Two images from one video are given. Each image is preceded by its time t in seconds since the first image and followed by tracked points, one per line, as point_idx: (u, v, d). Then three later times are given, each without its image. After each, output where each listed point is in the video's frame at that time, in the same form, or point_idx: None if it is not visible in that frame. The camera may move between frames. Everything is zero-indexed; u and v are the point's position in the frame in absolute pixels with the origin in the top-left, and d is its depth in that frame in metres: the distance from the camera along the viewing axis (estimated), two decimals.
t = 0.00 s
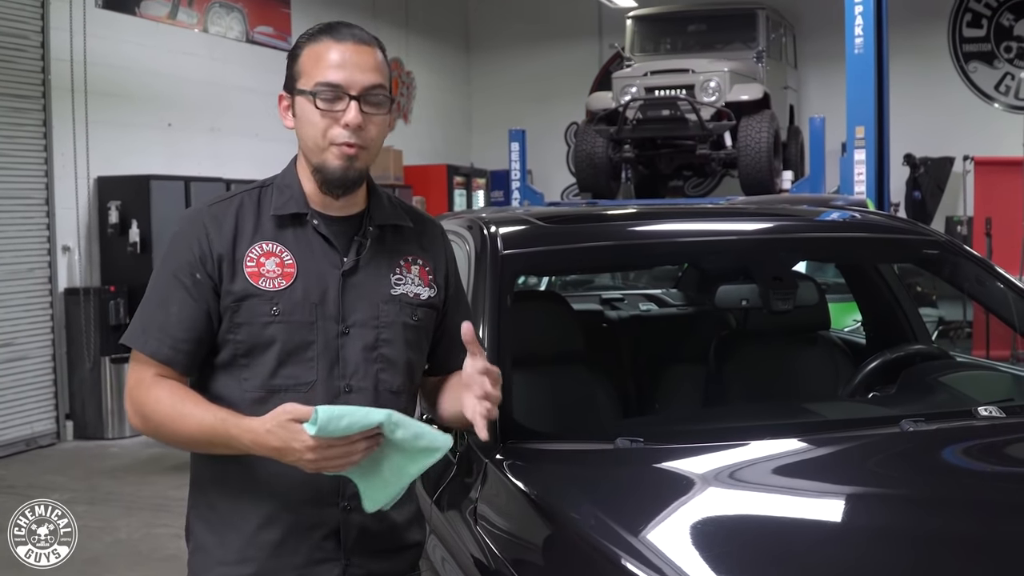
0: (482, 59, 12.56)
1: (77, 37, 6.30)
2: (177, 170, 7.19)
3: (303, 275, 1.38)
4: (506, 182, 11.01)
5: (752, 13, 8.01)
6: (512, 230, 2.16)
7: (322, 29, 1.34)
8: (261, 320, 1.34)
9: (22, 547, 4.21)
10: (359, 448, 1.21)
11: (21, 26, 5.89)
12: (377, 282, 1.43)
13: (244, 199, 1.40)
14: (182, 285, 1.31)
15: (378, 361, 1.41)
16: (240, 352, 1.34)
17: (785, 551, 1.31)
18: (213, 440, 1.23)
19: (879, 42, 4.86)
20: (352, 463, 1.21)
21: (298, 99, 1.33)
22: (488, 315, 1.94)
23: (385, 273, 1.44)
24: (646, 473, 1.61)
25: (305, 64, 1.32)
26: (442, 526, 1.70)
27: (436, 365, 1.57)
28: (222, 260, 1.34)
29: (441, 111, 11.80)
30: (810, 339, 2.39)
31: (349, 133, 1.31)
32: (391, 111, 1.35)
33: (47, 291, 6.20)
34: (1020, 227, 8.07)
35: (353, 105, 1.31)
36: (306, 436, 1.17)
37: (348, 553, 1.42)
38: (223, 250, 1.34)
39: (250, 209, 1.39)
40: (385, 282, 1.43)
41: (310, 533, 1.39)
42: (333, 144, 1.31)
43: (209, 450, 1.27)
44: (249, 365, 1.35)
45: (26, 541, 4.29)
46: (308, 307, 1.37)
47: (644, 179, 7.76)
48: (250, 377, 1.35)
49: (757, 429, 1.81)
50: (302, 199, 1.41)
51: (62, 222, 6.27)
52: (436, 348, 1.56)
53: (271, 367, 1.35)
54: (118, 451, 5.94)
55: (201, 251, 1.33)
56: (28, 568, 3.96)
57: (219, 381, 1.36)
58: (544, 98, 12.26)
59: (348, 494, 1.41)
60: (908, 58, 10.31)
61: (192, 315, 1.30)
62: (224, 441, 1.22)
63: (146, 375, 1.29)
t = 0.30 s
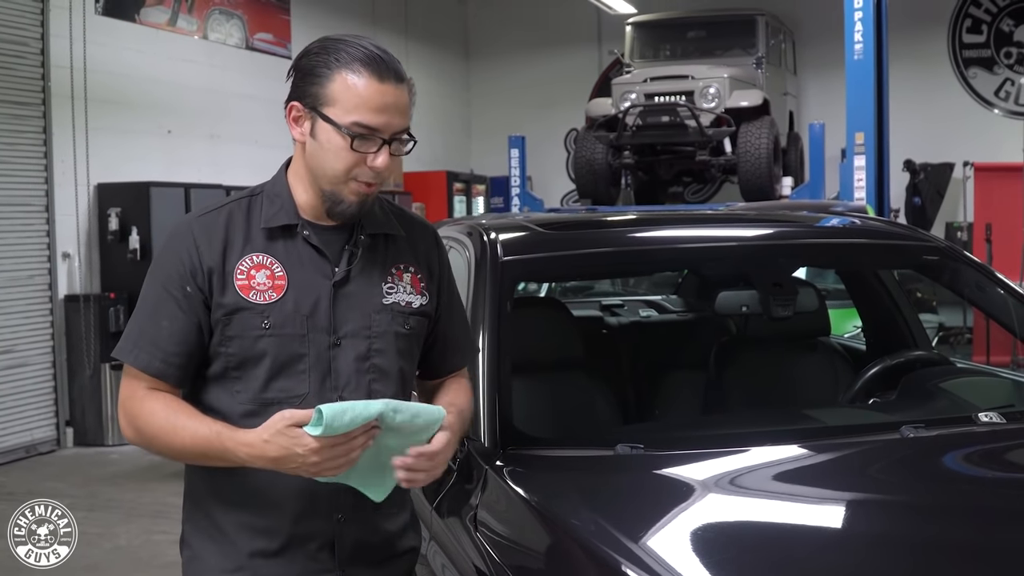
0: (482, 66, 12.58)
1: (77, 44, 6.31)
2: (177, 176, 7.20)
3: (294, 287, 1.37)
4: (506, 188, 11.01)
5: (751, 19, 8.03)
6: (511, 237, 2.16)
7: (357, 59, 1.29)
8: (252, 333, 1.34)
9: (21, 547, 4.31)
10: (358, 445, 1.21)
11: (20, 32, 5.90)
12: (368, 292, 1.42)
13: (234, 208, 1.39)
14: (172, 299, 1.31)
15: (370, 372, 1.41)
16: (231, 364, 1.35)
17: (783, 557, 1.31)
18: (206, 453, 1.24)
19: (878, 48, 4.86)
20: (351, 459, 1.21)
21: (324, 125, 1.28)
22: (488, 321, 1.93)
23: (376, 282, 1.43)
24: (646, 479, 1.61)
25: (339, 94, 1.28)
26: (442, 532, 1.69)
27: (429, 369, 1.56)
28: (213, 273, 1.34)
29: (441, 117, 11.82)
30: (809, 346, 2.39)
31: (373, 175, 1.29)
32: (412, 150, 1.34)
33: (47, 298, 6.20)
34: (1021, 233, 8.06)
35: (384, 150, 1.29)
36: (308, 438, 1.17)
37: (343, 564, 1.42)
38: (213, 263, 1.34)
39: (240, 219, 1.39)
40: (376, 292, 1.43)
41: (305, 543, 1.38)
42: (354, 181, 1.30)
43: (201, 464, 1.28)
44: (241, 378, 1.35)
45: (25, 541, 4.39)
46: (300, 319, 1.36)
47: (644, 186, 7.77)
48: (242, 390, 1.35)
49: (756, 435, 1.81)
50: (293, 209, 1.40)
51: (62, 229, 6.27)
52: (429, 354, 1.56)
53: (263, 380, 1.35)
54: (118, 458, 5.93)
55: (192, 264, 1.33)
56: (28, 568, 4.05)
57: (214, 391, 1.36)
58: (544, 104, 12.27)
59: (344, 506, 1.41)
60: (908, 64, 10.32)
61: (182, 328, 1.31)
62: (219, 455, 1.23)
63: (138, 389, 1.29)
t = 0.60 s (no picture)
0: (482, 71, 12.60)
1: (77, 50, 6.32)
2: (177, 183, 7.20)
3: (294, 297, 1.38)
4: (506, 194, 11.02)
5: (751, 24, 8.05)
6: (512, 242, 2.16)
7: (358, 69, 1.29)
8: (254, 344, 1.34)
9: (22, 547, 4.37)
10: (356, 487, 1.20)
11: (20, 38, 5.92)
12: (366, 299, 1.43)
13: (232, 216, 1.39)
14: (172, 310, 1.30)
15: (369, 379, 1.41)
16: (232, 375, 1.34)
17: (783, 560, 1.31)
18: (211, 468, 1.24)
19: (878, 52, 4.87)
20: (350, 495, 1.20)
21: (326, 138, 1.28)
22: (489, 325, 1.94)
23: (373, 289, 1.44)
24: (647, 484, 1.61)
25: (342, 106, 1.28)
26: (443, 537, 1.69)
27: (422, 371, 1.57)
28: (214, 284, 1.33)
29: (441, 123, 11.83)
30: (810, 350, 2.38)
31: (374, 188, 1.30)
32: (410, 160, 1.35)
33: (47, 304, 6.20)
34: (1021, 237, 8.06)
35: (385, 164, 1.29)
36: (312, 469, 1.17)
37: (342, 569, 1.42)
38: (214, 274, 1.33)
39: (238, 229, 1.38)
40: (373, 299, 1.44)
41: (306, 549, 1.39)
42: (354, 192, 1.31)
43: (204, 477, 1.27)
44: (241, 389, 1.35)
45: (26, 542, 4.45)
46: (301, 329, 1.37)
47: (644, 191, 7.77)
48: (242, 401, 1.35)
49: (757, 439, 1.81)
50: (290, 217, 1.40)
51: (62, 236, 6.27)
52: (422, 359, 1.56)
53: (264, 391, 1.35)
54: (118, 464, 5.93)
55: (192, 275, 1.32)
56: (29, 569, 4.09)
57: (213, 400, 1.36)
58: (544, 109, 12.29)
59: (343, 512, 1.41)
60: (907, 68, 10.34)
61: (183, 339, 1.30)
62: (223, 472, 1.23)
63: (137, 402, 1.29)
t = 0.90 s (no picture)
0: (483, 73, 12.61)
1: (78, 52, 6.33)
2: (178, 185, 7.21)
3: (294, 302, 1.38)
4: (507, 196, 11.02)
5: (751, 26, 8.06)
6: (513, 243, 2.16)
7: (359, 81, 1.29)
8: (256, 351, 1.34)
9: (22, 547, 4.38)
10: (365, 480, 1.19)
11: (21, 40, 5.93)
12: (363, 300, 1.44)
13: (228, 222, 1.39)
14: (177, 318, 1.30)
15: (368, 380, 1.42)
16: (233, 382, 1.34)
17: (783, 561, 1.31)
18: (241, 462, 1.24)
19: (879, 53, 4.87)
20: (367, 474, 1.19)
21: (327, 148, 1.28)
22: (489, 326, 1.94)
23: (369, 288, 1.45)
24: (648, 485, 1.61)
25: (343, 117, 1.28)
26: (445, 538, 1.68)
27: (422, 368, 1.56)
28: (216, 292, 1.33)
29: (442, 124, 11.83)
30: (811, 351, 2.38)
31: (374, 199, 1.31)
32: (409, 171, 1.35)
33: (49, 306, 6.21)
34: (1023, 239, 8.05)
35: (386, 175, 1.29)
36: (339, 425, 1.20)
37: (345, 568, 1.42)
38: (215, 281, 1.33)
39: (236, 235, 1.38)
40: (369, 299, 1.44)
41: (311, 550, 1.39)
42: (354, 203, 1.31)
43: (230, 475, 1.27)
44: (242, 396, 1.35)
45: (26, 542, 4.46)
46: (301, 334, 1.37)
47: (645, 192, 7.78)
48: (244, 407, 1.35)
49: (758, 440, 1.81)
50: (287, 222, 1.40)
51: (64, 238, 6.27)
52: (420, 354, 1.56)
53: (266, 398, 1.35)
54: (120, 465, 5.93)
55: (195, 282, 1.32)
56: (31, 569, 4.11)
57: (215, 405, 1.36)
58: (544, 111, 12.30)
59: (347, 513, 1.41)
60: (908, 69, 10.34)
61: (190, 347, 1.30)
62: (255, 463, 1.23)
63: (143, 410, 1.28)
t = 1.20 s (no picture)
0: (485, 70, 12.61)
1: (82, 50, 6.34)
2: (180, 183, 7.21)
3: (291, 301, 1.38)
4: (510, 193, 11.01)
5: (754, 23, 8.05)
6: (515, 240, 2.16)
7: (348, 76, 1.29)
8: (254, 351, 1.34)
9: (22, 547, 4.38)
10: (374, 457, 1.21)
11: (24, 38, 5.94)
12: (362, 297, 1.44)
13: (225, 221, 1.39)
14: (177, 319, 1.30)
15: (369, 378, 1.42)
16: (232, 382, 1.35)
17: (785, 558, 1.31)
18: (243, 462, 1.24)
19: (882, 50, 4.87)
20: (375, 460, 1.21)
21: (317, 142, 1.29)
22: (493, 324, 1.94)
23: (368, 285, 1.45)
24: (651, 481, 1.61)
25: (333, 113, 1.28)
26: (449, 535, 1.69)
27: (426, 361, 1.58)
28: (214, 293, 1.34)
29: (445, 121, 11.83)
30: (814, 348, 2.38)
31: (365, 193, 1.31)
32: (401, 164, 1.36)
33: (52, 304, 6.21)
34: None
35: (377, 169, 1.30)
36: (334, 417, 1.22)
37: (347, 566, 1.42)
38: (214, 281, 1.34)
39: (232, 234, 1.38)
40: (368, 295, 1.45)
41: (312, 546, 1.40)
42: (346, 198, 1.31)
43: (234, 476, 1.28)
44: (241, 396, 1.35)
45: (27, 542, 4.46)
46: (299, 333, 1.37)
47: (648, 190, 7.78)
48: (242, 407, 1.35)
49: (760, 437, 1.81)
50: (283, 220, 1.40)
51: (67, 235, 6.28)
52: (425, 346, 1.57)
53: (265, 397, 1.35)
54: (123, 463, 5.95)
55: (194, 283, 1.32)
56: (33, 568, 4.12)
57: (215, 404, 1.37)
58: (546, 109, 12.29)
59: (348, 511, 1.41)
60: (911, 66, 10.33)
61: (191, 349, 1.31)
62: (258, 464, 1.24)
63: (145, 412, 1.29)
